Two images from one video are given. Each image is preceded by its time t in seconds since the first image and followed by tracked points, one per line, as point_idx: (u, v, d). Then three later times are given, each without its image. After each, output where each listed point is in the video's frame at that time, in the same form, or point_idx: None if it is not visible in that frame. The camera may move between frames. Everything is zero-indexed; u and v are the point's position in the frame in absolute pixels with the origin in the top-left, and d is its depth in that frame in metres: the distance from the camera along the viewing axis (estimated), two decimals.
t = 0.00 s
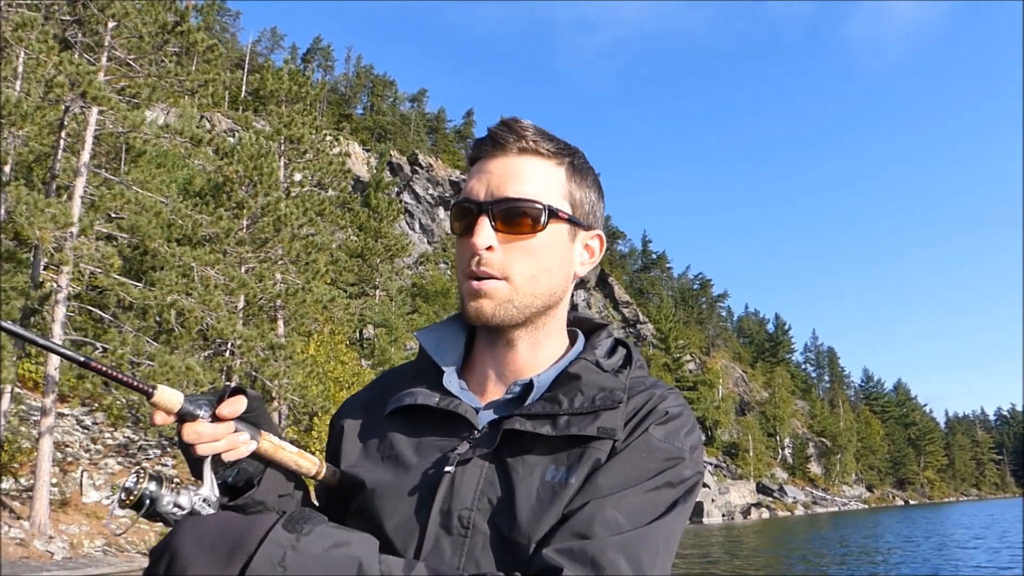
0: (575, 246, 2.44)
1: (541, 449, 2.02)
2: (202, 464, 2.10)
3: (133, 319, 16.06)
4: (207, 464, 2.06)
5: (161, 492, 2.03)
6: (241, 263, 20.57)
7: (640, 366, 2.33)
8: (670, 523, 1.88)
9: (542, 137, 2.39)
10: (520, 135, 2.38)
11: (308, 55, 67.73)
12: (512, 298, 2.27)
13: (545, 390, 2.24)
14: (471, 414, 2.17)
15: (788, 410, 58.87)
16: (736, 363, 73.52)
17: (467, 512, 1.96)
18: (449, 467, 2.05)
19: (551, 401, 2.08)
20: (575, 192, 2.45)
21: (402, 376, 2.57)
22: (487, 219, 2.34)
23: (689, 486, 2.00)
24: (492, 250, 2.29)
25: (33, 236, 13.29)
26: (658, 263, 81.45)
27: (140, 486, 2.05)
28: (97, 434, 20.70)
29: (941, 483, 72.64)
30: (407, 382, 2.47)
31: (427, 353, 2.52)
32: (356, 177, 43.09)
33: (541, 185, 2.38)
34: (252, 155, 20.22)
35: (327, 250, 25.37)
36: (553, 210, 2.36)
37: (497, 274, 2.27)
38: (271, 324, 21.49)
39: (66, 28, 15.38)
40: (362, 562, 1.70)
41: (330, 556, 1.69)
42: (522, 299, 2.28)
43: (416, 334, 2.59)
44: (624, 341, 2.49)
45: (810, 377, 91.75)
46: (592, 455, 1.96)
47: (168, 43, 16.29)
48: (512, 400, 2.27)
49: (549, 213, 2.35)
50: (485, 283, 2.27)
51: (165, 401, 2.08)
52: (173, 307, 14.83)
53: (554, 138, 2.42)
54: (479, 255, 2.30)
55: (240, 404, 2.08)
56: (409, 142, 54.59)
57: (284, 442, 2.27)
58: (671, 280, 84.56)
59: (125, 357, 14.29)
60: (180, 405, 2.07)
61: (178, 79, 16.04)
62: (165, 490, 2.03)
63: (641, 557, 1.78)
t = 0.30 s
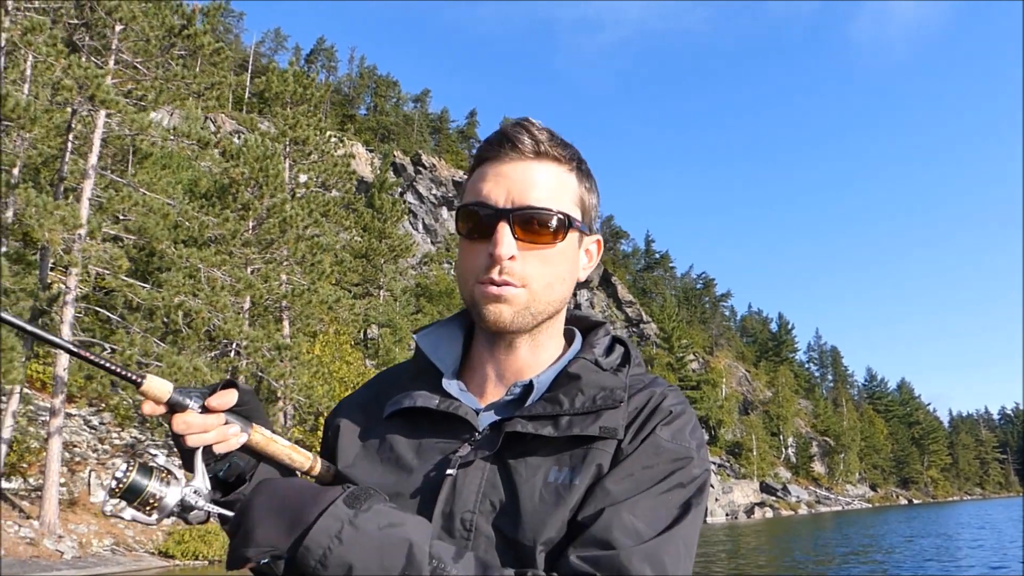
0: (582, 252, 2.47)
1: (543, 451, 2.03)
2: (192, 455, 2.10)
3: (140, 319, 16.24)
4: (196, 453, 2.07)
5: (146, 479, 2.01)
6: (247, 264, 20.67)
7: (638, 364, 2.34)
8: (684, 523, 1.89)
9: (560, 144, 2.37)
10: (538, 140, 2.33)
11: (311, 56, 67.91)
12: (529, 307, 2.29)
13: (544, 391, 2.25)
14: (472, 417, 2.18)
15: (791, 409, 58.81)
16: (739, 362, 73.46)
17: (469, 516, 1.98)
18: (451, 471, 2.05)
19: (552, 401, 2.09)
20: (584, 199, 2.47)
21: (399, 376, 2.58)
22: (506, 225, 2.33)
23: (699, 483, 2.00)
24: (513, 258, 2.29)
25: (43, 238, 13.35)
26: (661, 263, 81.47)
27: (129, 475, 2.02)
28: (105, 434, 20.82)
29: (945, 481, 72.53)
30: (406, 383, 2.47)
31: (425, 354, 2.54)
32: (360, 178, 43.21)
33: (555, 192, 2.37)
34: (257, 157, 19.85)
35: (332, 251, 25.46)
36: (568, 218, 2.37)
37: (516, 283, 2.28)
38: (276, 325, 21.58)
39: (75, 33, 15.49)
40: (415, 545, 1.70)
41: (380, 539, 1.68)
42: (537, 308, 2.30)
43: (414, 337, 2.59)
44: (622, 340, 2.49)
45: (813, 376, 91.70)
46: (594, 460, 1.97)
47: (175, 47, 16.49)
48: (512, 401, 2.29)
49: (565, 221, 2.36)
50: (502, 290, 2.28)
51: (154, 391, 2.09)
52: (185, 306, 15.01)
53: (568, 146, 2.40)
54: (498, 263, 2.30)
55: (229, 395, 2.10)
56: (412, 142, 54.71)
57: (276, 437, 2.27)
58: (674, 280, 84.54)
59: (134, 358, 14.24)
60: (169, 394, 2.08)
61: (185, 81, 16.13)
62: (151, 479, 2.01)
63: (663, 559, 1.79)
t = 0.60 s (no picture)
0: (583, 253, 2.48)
1: (542, 451, 2.03)
2: (187, 445, 2.08)
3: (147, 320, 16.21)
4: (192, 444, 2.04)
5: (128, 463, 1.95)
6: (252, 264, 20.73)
7: (636, 363, 2.34)
8: (681, 518, 1.90)
9: (565, 146, 2.38)
10: (543, 140, 2.33)
11: (315, 56, 68.06)
12: (534, 310, 2.31)
13: (542, 391, 2.26)
14: (470, 417, 2.19)
15: (793, 410, 58.76)
16: (741, 363, 73.39)
17: (468, 516, 1.98)
18: (450, 471, 2.05)
19: (551, 401, 2.09)
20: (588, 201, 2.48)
21: (398, 376, 2.57)
22: (513, 227, 2.33)
23: (698, 479, 2.01)
24: (519, 262, 2.30)
25: (51, 237, 13.39)
26: (664, 263, 81.43)
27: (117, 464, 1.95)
28: (109, 433, 20.87)
29: (947, 483, 72.45)
30: (405, 383, 2.47)
31: (423, 354, 2.54)
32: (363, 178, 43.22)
33: (560, 195, 2.38)
34: (262, 157, 20.11)
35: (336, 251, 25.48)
36: (571, 220, 2.38)
37: (520, 286, 2.30)
38: (281, 324, 21.59)
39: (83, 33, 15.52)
40: (416, 525, 1.68)
41: (380, 513, 1.67)
42: (543, 309, 2.33)
43: (411, 338, 2.59)
44: (620, 339, 2.48)
45: (815, 377, 91.65)
46: (593, 457, 1.97)
47: (181, 47, 16.52)
48: (509, 401, 2.29)
49: (569, 225, 2.37)
50: (509, 290, 2.29)
51: (152, 375, 2.04)
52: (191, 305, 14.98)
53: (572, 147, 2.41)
54: (505, 264, 2.30)
55: (227, 386, 2.06)
56: (415, 142, 54.72)
57: (274, 434, 2.21)
58: (676, 281, 84.48)
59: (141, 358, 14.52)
60: (166, 381, 2.04)
61: (192, 83, 16.20)
62: (133, 462, 1.95)
63: (662, 554, 1.80)
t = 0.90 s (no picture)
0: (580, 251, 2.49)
1: (538, 442, 2.04)
2: (210, 386, 2.06)
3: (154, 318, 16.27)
4: (218, 394, 2.04)
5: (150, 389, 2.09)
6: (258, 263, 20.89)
7: (634, 362, 2.33)
8: (672, 506, 1.90)
9: (560, 144, 2.39)
10: (540, 138, 2.35)
11: (320, 55, 68.18)
12: (530, 303, 2.32)
13: (540, 384, 2.26)
14: (469, 411, 2.19)
15: (795, 413, 58.72)
16: (744, 366, 73.37)
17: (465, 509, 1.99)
18: (449, 463, 2.06)
19: (548, 396, 2.09)
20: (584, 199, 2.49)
21: (401, 372, 2.59)
22: (507, 223, 2.34)
23: (691, 472, 2.02)
24: (514, 255, 2.30)
25: (61, 235, 13.48)
26: (667, 265, 81.43)
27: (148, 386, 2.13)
28: (114, 429, 20.96)
29: (948, 488, 72.33)
30: (408, 380, 2.48)
31: (425, 350, 2.54)
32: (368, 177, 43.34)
33: (557, 193, 2.39)
34: (269, 156, 19.86)
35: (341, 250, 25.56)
36: (567, 216, 2.38)
37: (516, 279, 2.30)
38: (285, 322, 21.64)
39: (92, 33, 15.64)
40: (417, 484, 1.69)
41: (384, 470, 1.68)
42: (538, 303, 2.33)
43: (415, 334, 2.60)
44: (619, 338, 2.48)
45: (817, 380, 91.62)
46: (589, 446, 1.98)
47: (190, 48, 16.65)
48: (508, 395, 2.31)
49: (564, 220, 2.37)
50: (504, 284, 2.30)
51: (197, 314, 2.24)
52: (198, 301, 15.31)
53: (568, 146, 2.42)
54: (499, 259, 2.31)
55: (264, 343, 2.15)
56: (419, 142, 54.79)
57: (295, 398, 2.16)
58: (679, 282, 84.48)
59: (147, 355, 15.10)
60: (209, 320, 2.22)
61: (201, 83, 16.22)
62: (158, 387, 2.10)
63: (652, 539, 1.81)
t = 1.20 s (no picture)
0: (565, 244, 2.25)
1: (534, 437, 1.95)
2: (242, 333, 1.94)
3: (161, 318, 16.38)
4: (249, 335, 1.91)
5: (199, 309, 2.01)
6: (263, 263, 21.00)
7: (634, 361, 2.22)
8: (663, 500, 1.79)
9: (534, 136, 2.19)
10: (518, 130, 2.17)
11: (324, 55, 68.40)
12: (493, 291, 2.11)
13: (539, 380, 2.11)
14: (468, 406, 2.09)
15: (799, 413, 58.68)
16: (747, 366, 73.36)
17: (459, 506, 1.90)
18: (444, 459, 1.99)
19: (546, 390, 1.99)
20: (567, 192, 2.25)
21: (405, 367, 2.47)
22: (472, 215, 2.16)
23: (686, 472, 1.91)
24: (476, 245, 2.12)
25: (70, 237, 13.57)
26: (670, 265, 81.47)
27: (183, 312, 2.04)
28: (121, 429, 21.05)
29: (952, 488, 72.24)
30: (411, 374, 2.37)
31: (427, 345, 2.38)
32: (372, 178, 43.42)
33: (531, 186, 2.19)
34: (275, 158, 19.93)
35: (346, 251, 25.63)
36: (536, 208, 2.16)
37: (479, 266, 2.12)
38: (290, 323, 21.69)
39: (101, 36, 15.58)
40: (431, 445, 1.62)
41: (403, 424, 1.62)
42: (504, 295, 2.13)
43: (417, 326, 2.47)
44: (621, 339, 2.35)
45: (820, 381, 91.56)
46: (584, 440, 1.88)
47: (197, 51, 16.76)
48: (507, 390, 2.15)
49: (532, 212, 2.15)
50: (465, 274, 2.13)
51: (250, 261, 2.21)
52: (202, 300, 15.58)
53: (548, 138, 2.22)
54: (461, 251, 2.14)
55: (303, 307, 1.98)
56: (423, 142, 54.90)
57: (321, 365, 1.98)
58: (682, 283, 84.47)
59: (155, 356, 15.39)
60: (260, 269, 2.18)
61: (207, 85, 16.52)
62: (198, 313, 2.00)
63: (643, 533, 1.69)
